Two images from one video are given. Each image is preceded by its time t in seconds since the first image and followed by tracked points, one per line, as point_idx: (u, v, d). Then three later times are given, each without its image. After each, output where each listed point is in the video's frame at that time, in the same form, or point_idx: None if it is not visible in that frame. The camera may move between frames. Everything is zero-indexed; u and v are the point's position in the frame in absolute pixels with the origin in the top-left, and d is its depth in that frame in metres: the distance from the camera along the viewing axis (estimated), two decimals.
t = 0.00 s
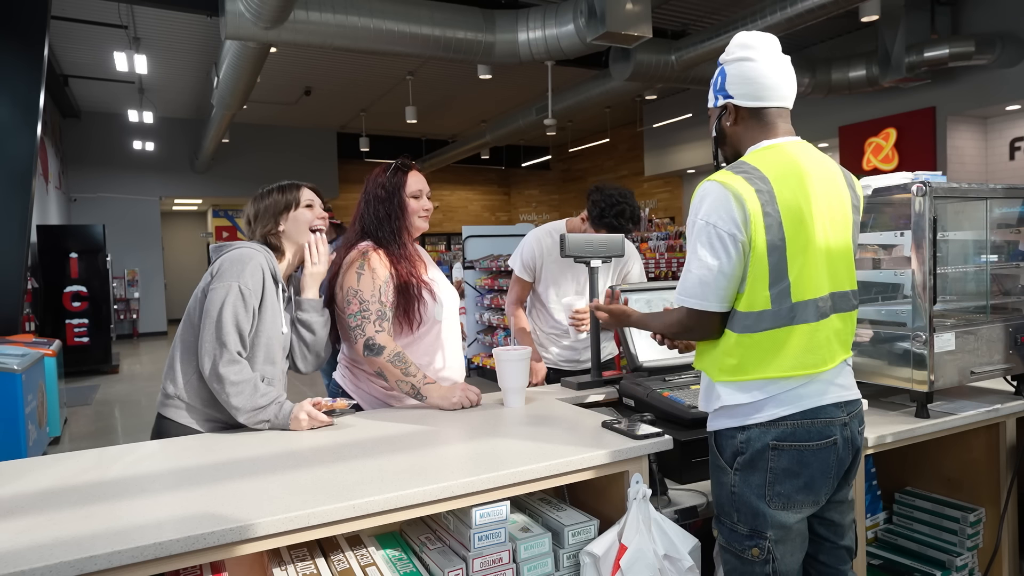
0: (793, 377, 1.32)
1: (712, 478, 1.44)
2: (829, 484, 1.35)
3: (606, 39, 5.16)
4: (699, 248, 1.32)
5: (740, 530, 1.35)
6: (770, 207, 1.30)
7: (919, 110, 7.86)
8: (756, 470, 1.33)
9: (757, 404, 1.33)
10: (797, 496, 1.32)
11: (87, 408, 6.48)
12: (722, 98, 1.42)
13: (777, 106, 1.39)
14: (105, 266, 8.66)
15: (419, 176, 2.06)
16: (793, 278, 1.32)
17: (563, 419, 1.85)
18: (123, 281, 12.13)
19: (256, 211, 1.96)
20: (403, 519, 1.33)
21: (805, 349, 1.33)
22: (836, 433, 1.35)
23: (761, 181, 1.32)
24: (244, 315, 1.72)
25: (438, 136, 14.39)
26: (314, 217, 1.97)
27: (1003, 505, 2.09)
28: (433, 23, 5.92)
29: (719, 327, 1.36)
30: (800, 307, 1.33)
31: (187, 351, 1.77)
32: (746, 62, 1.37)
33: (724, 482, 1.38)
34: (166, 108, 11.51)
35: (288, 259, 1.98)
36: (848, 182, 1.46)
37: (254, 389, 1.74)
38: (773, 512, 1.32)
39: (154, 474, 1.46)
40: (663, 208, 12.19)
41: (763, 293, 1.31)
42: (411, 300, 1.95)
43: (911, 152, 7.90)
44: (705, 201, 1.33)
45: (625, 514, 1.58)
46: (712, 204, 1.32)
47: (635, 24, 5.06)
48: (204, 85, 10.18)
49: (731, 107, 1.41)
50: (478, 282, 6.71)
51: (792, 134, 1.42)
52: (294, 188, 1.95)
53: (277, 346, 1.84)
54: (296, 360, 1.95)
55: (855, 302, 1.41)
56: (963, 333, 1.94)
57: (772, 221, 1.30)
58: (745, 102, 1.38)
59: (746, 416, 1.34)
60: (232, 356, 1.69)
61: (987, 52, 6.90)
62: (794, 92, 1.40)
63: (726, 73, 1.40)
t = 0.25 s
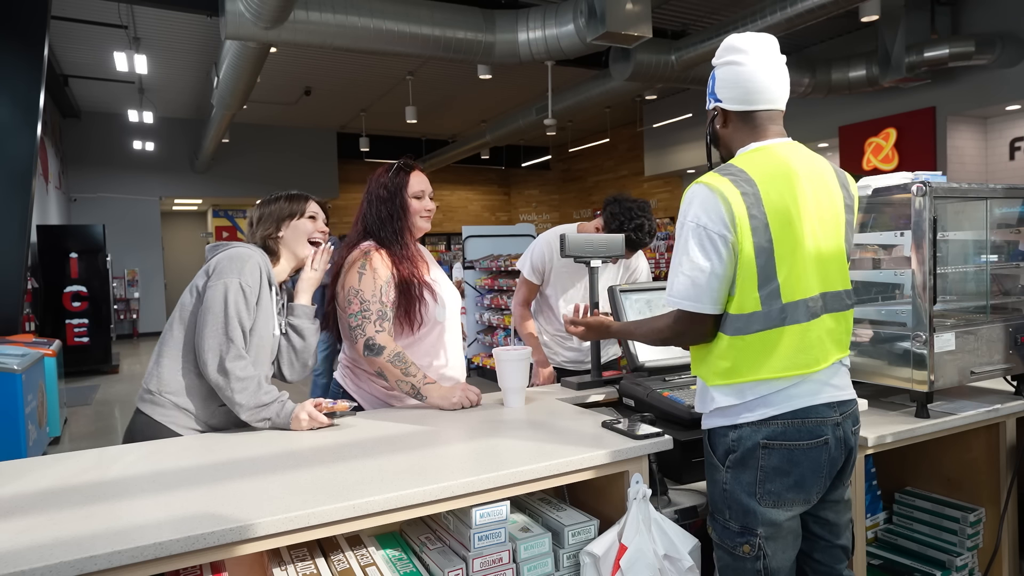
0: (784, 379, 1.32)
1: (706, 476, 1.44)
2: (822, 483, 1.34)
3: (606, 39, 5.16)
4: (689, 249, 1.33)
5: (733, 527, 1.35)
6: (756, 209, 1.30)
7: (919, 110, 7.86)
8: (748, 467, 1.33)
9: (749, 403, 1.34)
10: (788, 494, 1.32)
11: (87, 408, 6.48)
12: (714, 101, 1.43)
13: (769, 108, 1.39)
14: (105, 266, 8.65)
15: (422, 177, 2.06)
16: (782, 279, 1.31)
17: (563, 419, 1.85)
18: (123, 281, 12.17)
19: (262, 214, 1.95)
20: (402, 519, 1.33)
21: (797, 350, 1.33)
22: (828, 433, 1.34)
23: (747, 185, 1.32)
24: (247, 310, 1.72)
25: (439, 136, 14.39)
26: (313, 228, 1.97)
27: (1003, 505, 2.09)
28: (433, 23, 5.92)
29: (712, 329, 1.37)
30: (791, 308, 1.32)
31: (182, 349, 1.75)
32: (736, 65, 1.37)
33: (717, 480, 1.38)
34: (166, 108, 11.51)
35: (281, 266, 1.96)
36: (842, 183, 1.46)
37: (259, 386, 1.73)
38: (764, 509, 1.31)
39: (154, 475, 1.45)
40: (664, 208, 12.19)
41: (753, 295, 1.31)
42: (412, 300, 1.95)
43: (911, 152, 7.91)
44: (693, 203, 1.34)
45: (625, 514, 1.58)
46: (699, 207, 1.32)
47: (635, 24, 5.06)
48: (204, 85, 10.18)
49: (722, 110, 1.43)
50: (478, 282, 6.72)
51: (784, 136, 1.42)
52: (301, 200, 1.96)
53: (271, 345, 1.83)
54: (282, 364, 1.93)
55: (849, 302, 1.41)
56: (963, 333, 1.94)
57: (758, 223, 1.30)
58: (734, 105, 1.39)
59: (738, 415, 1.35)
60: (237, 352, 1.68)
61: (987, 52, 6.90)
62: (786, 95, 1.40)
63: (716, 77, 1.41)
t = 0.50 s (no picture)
0: (782, 379, 1.32)
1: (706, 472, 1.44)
2: (820, 481, 1.34)
3: (606, 39, 5.16)
4: (681, 254, 1.33)
5: (732, 522, 1.35)
6: (746, 216, 1.31)
7: (919, 110, 7.86)
8: (746, 464, 1.33)
9: (746, 401, 1.34)
10: (786, 490, 1.32)
11: (87, 409, 6.48)
12: (708, 102, 1.43)
13: (763, 111, 1.39)
14: (105, 266, 8.65)
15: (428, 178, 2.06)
16: (775, 283, 1.31)
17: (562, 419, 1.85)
18: (123, 281, 12.26)
19: (236, 212, 1.94)
20: (402, 519, 1.33)
21: (792, 351, 1.32)
22: (825, 430, 1.34)
23: (737, 191, 1.32)
24: (225, 309, 1.71)
25: (439, 136, 14.39)
26: (290, 228, 1.97)
27: (1003, 505, 2.09)
28: (433, 23, 5.92)
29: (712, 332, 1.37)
30: (784, 311, 1.32)
31: (152, 355, 1.71)
32: (732, 67, 1.37)
33: (716, 476, 1.38)
34: (165, 108, 11.51)
35: (251, 265, 1.97)
36: (838, 182, 1.46)
37: (256, 385, 1.73)
38: (761, 505, 1.32)
39: (153, 475, 1.45)
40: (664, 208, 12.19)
41: (748, 299, 1.31)
42: (419, 300, 1.95)
43: (911, 152, 7.91)
44: (685, 209, 1.34)
45: (625, 513, 1.58)
46: (690, 213, 1.33)
47: (635, 24, 5.06)
48: (203, 85, 10.17)
49: (717, 111, 1.43)
50: (478, 282, 6.72)
51: (778, 137, 1.42)
52: (278, 199, 1.96)
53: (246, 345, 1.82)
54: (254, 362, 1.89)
55: (847, 301, 1.40)
56: (963, 333, 1.94)
57: (747, 229, 1.30)
58: (729, 108, 1.40)
59: (735, 413, 1.35)
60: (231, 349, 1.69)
61: (987, 52, 6.90)
62: (780, 96, 1.40)
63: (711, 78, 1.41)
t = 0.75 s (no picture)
0: (793, 377, 1.33)
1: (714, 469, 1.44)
2: (829, 478, 1.35)
3: (606, 39, 5.17)
4: (686, 262, 1.34)
5: (740, 519, 1.35)
6: (750, 217, 1.31)
7: (919, 110, 7.86)
8: (758, 462, 1.33)
9: (759, 400, 1.34)
10: (797, 488, 1.32)
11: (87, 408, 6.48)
12: (708, 107, 1.41)
13: (758, 117, 1.42)
14: (105, 266, 8.66)
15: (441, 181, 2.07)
16: (783, 282, 1.31)
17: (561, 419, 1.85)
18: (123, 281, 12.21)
19: (221, 222, 1.96)
20: (402, 519, 1.33)
21: (802, 349, 1.33)
22: (836, 429, 1.34)
23: (737, 195, 1.33)
24: (213, 313, 1.71)
25: (439, 136, 14.39)
26: (275, 237, 2.00)
27: (1003, 505, 2.09)
28: (433, 23, 5.92)
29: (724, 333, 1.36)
30: (791, 307, 1.32)
31: (132, 358, 1.71)
32: (735, 74, 1.38)
33: (725, 473, 1.38)
34: (165, 108, 11.51)
35: (236, 272, 1.97)
36: (829, 179, 1.46)
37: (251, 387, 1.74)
38: (772, 503, 1.32)
39: (154, 475, 1.45)
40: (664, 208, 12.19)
41: (757, 299, 1.32)
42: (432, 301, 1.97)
43: (911, 152, 7.91)
44: (687, 217, 1.35)
45: (624, 514, 1.58)
46: (691, 219, 1.34)
47: (635, 24, 5.06)
48: (203, 85, 10.17)
49: (719, 117, 1.41)
50: (478, 282, 6.72)
51: (771, 141, 1.44)
52: (265, 208, 1.99)
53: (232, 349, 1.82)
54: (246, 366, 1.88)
55: (852, 294, 1.41)
56: (963, 333, 1.94)
57: (752, 230, 1.31)
58: (734, 113, 1.39)
59: (747, 411, 1.35)
60: (222, 354, 1.69)
61: (987, 52, 6.90)
62: (770, 103, 1.43)
63: (716, 83, 1.39)
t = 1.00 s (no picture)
0: (822, 370, 1.33)
1: (731, 467, 1.42)
2: (850, 473, 1.38)
3: (606, 39, 5.17)
4: (713, 267, 1.31)
5: (762, 518, 1.35)
6: (773, 214, 1.31)
7: (919, 110, 7.86)
8: (787, 461, 1.33)
9: (791, 398, 1.33)
10: (822, 485, 1.33)
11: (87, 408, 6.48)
12: (709, 117, 1.40)
13: (753, 125, 1.44)
14: (105, 266, 8.66)
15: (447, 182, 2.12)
16: (806, 277, 1.32)
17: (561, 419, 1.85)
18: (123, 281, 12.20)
19: (240, 235, 1.94)
20: (403, 519, 1.33)
21: (827, 341, 1.34)
22: (860, 425, 1.36)
23: (755, 194, 1.33)
24: (219, 317, 1.71)
25: (439, 136, 14.40)
26: (289, 258, 1.97)
27: (1004, 505, 2.09)
28: (433, 23, 5.92)
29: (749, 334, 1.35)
30: (815, 300, 1.33)
31: (133, 357, 1.70)
32: (733, 84, 1.39)
33: (749, 473, 1.37)
34: (165, 108, 11.51)
35: (244, 286, 1.95)
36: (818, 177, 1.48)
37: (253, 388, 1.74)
38: (799, 501, 1.32)
39: (155, 474, 1.45)
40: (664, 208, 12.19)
41: (785, 295, 1.31)
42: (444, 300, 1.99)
43: (911, 152, 7.91)
44: (709, 223, 1.32)
45: (624, 514, 1.58)
46: (715, 224, 1.31)
47: (635, 24, 5.06)
48: (203, 85, 10.17)
49: (721, 126, 1.42)
50: (478, 282, 6.72)
51: (763, 146, 1.46)
52: (288, 226, 1.98)
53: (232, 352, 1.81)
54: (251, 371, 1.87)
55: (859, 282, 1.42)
56: (963, 333, 1.94)
57: (778, 227, 1.30)
58: (734, 122, 1.41)
59: (778, 410, 1.34)
60: (225, 357, 1.69)
61: (987, 52, 6.90)
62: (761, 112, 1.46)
63: (716, 94, 1.39)
